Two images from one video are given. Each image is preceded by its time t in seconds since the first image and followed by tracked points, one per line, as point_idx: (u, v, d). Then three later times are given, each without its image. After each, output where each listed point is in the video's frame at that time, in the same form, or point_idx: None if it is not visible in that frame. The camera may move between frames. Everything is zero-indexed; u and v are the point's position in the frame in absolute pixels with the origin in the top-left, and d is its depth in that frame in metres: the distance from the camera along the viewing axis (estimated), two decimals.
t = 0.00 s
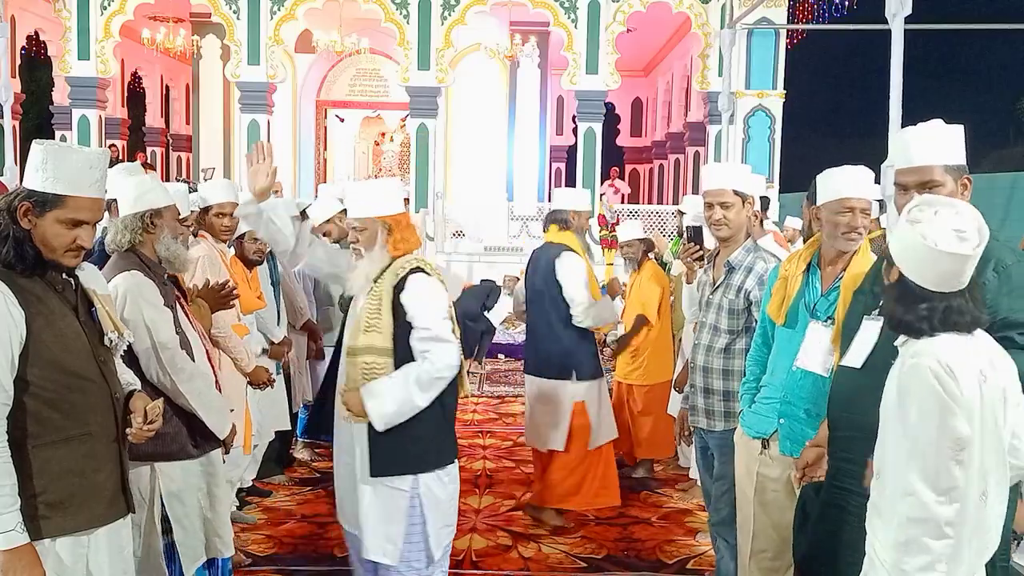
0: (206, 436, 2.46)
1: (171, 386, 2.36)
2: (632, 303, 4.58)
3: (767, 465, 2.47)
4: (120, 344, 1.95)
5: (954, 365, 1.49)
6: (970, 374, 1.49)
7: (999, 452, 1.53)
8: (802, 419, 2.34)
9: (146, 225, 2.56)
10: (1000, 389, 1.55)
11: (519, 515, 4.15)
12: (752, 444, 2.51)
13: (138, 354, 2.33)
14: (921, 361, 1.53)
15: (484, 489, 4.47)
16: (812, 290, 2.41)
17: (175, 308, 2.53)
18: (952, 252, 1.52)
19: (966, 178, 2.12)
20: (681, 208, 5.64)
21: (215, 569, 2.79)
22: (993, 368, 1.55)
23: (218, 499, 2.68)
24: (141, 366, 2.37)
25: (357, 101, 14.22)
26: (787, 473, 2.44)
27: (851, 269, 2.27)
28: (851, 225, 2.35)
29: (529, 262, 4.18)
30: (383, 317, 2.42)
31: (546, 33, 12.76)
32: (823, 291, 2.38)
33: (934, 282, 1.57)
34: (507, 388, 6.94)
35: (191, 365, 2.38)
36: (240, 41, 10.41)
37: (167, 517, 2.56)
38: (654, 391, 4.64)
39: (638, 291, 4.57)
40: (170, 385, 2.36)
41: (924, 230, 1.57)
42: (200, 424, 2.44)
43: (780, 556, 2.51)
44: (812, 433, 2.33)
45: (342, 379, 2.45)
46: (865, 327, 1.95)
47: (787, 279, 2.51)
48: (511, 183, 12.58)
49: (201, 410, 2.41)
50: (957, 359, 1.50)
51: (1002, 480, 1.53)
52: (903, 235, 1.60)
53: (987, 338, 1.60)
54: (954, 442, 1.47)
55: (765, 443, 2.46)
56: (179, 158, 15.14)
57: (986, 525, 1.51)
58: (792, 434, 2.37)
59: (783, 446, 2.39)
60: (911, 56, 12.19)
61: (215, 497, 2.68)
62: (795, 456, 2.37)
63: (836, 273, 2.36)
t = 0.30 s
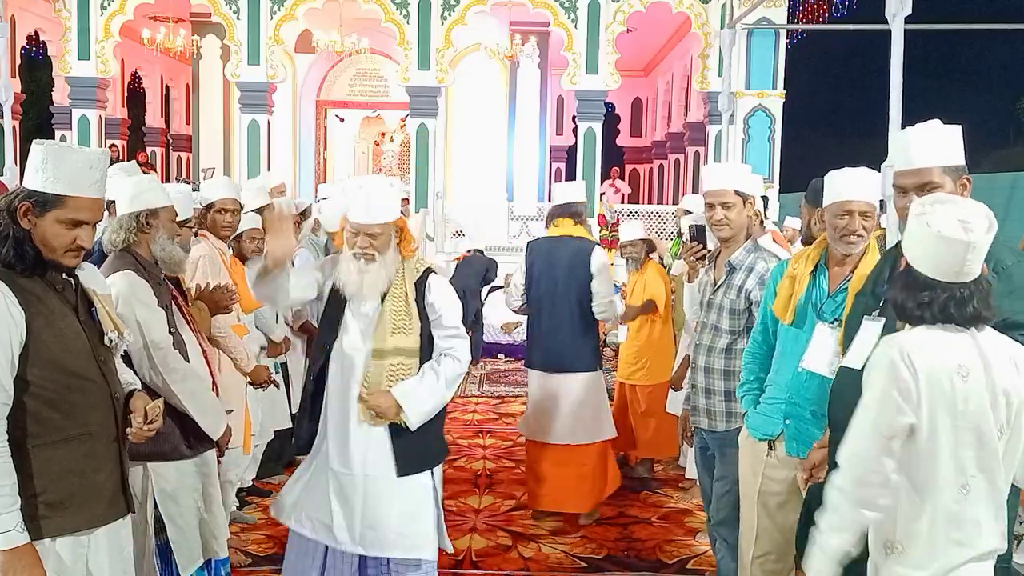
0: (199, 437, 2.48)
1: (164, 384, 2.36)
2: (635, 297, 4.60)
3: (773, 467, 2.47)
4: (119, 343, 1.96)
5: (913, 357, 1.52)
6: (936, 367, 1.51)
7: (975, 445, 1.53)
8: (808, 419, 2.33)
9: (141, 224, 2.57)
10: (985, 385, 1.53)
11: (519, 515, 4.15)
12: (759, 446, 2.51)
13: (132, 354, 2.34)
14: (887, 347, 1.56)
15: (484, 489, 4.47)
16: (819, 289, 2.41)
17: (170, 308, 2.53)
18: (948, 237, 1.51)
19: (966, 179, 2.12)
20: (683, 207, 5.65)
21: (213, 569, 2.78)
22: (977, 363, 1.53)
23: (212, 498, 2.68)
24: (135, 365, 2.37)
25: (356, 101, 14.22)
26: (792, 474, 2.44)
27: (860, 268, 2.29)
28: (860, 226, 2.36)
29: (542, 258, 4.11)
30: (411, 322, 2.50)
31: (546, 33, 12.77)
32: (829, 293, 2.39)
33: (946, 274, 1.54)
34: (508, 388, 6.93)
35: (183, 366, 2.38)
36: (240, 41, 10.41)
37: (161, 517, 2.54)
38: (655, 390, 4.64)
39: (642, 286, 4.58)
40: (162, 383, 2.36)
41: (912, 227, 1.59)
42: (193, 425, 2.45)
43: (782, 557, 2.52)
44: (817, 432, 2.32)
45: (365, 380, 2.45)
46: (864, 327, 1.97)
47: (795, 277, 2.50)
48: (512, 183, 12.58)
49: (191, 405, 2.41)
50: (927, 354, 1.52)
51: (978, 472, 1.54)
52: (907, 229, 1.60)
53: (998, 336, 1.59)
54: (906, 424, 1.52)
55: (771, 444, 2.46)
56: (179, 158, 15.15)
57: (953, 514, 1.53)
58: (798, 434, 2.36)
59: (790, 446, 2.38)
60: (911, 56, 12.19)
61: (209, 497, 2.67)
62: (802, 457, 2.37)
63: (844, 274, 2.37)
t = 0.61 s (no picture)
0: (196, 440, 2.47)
1: (160, 387, 2.36)
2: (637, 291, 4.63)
3: (774, 466, 2.47)
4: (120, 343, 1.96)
5: (895, 336, 1.57)
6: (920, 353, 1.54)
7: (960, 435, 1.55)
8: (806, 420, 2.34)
9: (139, 225, 2.58)
10: (978, 381, 1.54)
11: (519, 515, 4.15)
12: (761, 444, 2.50)
13: (130, 357, 2.33)
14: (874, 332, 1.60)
15: (484, 489, 4.47)
16: (822, 291, 2.41)
17: (167, 309, 2.53)
18: (967, 236, 1.52)
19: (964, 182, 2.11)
20: (682, 207, 5.66)
21: (214, 570, 2.78)
22: (973, 358, 1.54)
23: (212, 500, 2.68)
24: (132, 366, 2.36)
25: (356, 101, 14.21)
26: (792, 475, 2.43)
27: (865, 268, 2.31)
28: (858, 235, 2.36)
29: (549, 263, 4.02)
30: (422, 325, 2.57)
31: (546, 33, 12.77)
32: (832, 293, 2.39)
33: (957, 271, 1.56)
34: (507, 388, 6.93)
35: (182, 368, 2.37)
36: (240, 41, 10.41)
37: (159, 519, 2.54)
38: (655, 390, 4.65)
39: (644, 282, 4.60)
40: (158, 384, 2.36)
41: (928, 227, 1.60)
42: (191, 428, 2.46)
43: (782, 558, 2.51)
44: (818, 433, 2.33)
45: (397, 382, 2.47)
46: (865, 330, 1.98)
47: (796, 281, 2.49)
48: (512, 183, 12.59)
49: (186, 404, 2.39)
50: (914, 338, 1.56)
51: (963, 461, 1.56)
52: (923, 226, 1.61)
53: (1000, 333, 1.58)
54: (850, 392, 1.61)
55: (773, 442, 2.45)
56: (179, 158, 15.18)
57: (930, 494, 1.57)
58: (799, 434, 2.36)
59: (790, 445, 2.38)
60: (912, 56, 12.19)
61: (209, 498, 2.68)
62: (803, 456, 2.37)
63: (846, 275, 2.38)
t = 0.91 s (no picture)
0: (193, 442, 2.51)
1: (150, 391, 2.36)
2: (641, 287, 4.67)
3: (776, 464, 2.46)
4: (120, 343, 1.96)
5: (899, 325, 1.59)
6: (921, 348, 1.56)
7: (956, 437, 1.55)
8: (809, 420, 2.36)
9: (142, 225, 2.58)
10: (980, 383, 1.54)
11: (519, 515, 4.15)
12: (763, 443, 2.49)
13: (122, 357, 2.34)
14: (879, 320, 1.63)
15: (483, 489, 4.48)
16: (824, 293, 2.42)
17: (167, 310, 2.54)
18: (968, 233, 1.52)
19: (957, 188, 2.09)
20: (682, 208, 5.66)
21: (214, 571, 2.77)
22: (975, 363, 1.54)
23: (212, 502, 2.69)
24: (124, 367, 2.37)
25: (356, 101, 14.21)
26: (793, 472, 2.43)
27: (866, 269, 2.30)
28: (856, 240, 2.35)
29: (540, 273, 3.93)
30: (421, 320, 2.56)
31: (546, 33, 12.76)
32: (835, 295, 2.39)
33: (959, 269, 1.55)
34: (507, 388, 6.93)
35: (176, 371, 2.39)
36: (240, 41, 10.40)
37: (158, 520, 2.54)
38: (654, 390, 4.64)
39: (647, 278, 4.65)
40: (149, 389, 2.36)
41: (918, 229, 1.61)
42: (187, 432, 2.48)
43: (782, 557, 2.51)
44: (821, 433, 2.34)
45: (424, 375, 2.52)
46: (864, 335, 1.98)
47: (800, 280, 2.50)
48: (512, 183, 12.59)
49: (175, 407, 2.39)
50: (916, 331, 1.57)
51: (961, 458, 1.56)
52: (921, 226, 1.61)
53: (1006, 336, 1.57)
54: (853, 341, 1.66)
55: (775, 442, 2.45)
56: (179, 158, 15.20)
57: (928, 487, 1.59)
58: (802, 435, 2.37)
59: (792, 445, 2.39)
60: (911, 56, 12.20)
61: (209, 499, 2.68)
62: (806, 457, 2.38)
63: (846, 276, 2.38)
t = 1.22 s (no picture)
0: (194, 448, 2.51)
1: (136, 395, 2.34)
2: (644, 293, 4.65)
3: (776, 462, 2.47)
4: (119, 344, 1.96)
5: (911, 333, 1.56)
6: (934, 352, 1.54)
7: (965, 441, 1.55)
8: (806, 422, 2.35)
9: (160, 228, 2.61)
10: (992, 383, 1.54)
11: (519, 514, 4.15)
12: (764, 442, 2.50)
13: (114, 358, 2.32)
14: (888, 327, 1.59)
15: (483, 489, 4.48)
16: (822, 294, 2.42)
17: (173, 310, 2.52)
18: (977, 228, 1.54)
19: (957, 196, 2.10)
20: (681, 207, 5.67)
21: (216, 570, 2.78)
22: (988, 367, 1.54)
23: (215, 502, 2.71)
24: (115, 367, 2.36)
25: (356, 101, 14.21)
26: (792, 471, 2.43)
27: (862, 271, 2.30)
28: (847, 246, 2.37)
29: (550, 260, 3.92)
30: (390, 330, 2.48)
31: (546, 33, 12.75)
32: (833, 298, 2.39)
33: (969, 265, 1.56)
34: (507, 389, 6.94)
35: (162, 377, 2.36)
36: (240, 41, 10.40)
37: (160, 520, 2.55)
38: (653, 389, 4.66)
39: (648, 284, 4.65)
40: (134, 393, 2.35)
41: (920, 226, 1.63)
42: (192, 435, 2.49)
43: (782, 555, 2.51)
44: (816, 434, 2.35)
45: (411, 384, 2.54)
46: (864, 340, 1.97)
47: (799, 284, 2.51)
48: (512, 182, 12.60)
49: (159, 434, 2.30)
50: (926, 336, 1.55)
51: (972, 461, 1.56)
52: (923, 230, 1.62)
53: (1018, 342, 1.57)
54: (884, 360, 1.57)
55: (774, 440, 2.46)
56: (179, 158, 15.21)
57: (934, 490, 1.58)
58: (798, 438, 2.38)
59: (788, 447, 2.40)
60: (911, 56, 12.20)
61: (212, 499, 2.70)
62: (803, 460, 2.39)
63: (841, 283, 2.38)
